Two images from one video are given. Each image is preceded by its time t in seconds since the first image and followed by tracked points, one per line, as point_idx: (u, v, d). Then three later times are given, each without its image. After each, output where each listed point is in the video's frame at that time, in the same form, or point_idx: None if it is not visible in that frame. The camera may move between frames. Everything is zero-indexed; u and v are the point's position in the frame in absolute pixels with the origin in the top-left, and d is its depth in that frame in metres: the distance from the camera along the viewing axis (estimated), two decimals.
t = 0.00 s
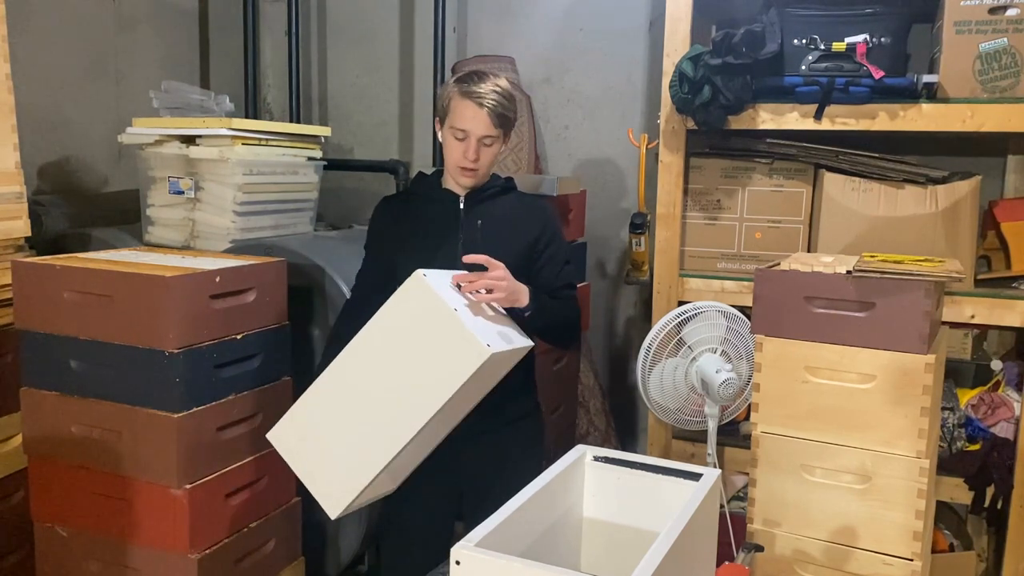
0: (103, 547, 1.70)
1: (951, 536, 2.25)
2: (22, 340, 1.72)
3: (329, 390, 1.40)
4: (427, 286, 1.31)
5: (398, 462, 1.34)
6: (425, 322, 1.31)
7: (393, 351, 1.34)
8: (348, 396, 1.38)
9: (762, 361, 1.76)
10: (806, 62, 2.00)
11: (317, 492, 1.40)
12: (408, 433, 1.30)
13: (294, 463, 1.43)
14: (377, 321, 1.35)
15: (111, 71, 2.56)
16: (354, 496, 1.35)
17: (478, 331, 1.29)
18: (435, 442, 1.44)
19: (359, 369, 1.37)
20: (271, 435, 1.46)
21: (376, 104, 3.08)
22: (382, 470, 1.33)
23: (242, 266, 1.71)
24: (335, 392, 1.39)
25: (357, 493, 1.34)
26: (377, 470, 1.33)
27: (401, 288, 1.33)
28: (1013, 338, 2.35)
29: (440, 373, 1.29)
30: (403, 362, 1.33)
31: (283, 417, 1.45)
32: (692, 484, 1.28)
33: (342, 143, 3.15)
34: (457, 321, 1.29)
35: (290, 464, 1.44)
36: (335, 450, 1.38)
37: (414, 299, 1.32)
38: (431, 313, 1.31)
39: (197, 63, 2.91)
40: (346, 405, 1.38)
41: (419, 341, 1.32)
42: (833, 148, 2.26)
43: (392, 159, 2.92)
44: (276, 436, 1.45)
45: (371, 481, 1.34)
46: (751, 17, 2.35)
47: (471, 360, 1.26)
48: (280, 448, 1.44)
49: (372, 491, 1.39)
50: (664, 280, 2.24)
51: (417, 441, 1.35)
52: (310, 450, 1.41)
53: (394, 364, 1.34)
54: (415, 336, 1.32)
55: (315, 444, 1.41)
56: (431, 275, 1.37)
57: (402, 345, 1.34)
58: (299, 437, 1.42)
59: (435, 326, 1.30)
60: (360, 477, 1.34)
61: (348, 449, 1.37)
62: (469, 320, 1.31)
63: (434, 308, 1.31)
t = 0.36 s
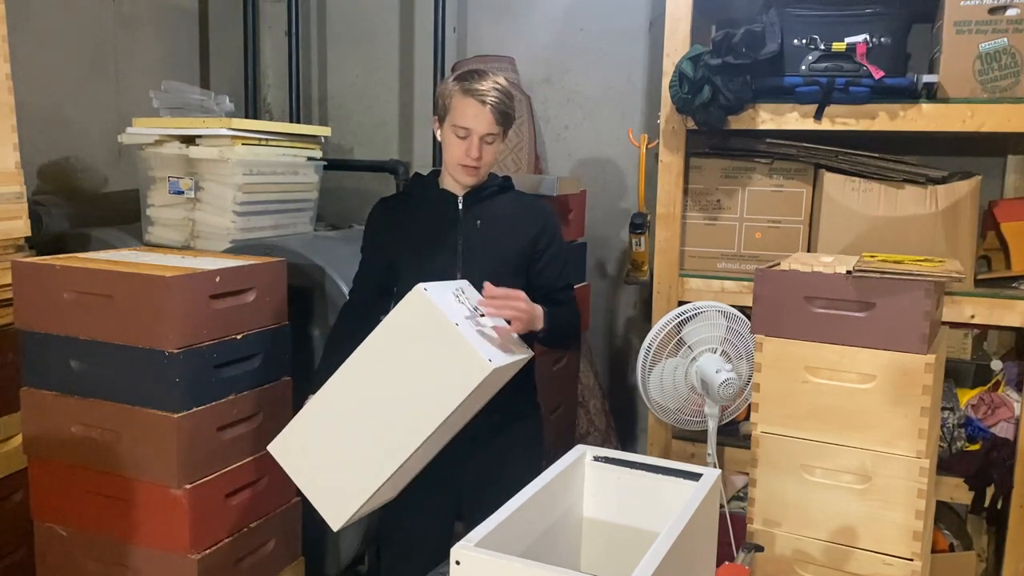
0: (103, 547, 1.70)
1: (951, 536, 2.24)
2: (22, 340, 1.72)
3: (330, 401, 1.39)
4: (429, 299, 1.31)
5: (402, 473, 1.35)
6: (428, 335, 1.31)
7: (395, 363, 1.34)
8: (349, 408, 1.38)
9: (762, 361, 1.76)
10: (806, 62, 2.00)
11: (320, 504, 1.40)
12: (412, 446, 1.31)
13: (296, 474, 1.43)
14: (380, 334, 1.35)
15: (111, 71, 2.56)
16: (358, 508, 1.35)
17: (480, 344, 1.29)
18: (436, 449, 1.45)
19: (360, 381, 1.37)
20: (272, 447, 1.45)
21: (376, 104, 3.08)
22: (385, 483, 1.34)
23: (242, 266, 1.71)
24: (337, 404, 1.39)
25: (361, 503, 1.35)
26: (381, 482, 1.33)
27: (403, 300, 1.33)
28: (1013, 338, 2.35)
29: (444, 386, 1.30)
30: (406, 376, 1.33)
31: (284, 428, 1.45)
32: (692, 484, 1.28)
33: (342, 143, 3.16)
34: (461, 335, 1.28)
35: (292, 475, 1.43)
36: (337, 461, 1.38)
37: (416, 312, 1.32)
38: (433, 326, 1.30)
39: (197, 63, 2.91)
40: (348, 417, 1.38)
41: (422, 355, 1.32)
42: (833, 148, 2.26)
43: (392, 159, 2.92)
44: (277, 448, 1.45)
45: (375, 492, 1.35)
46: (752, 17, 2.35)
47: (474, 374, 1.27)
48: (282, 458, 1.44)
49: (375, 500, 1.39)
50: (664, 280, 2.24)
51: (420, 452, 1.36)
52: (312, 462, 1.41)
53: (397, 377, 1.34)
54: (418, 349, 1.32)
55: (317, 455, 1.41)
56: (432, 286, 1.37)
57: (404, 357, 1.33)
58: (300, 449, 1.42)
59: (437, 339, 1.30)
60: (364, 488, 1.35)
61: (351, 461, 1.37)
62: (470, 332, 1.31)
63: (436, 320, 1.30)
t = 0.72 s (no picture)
0: (103, 546, 1.71)
1: (952, 536, 2.24)
2: (22, 340, 1.72)
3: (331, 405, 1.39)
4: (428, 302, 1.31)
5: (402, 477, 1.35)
6: (427, 339, 1.31)
7: (395, 366, 1.34)
8: (350, 412, 1.38)
9: (762, 361, 1.76)
10: (806, 62, 2.00)
11: (321, 508, 1.40)
12: (412, 449, 1.31)
13: (297, 479, 1.43)
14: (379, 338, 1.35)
15: (111, 71, 2.56)
16: (359, 513, 1.35)
17: (479, 344, 1.29)
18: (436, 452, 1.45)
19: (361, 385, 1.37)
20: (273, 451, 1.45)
21: (376, 104, 3.08)
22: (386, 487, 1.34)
23: (242, 266, 1.71)
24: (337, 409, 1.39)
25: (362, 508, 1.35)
26: (381, 486, 1.34)
27: (402, 304, 1.33)
28: (1013, 338, 2.35)
29: (443, 390, 1.30)
30: (406, 380, 1.33)
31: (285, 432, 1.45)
32: (692, 484, 1.28)
33: (342, 143, 3.16)
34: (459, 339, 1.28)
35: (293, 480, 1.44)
36: (338, 465, 1.39)
37: (415, 314, 1.32)
38: (431, 328, 1.30)
39: (197, 63, 2.91)
40: (349, 422, 1.38)
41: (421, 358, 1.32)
42: (833, 148, 2.26)
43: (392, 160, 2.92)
44: (278, 452, 1.45)
45: (376, 497, 1.35)
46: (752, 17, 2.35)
47: (472, 375, 1.27)
48: (283, 463, 1.44)
49: (376, 505, 1.39)
50: (664, 280, 2.24)
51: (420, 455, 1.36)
52: (313, 466, 1.41)
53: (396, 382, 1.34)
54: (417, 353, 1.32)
55: (318, 459, 1.41)
56: (432, 289, 1.37)
57: (404, 362, 1.33)
58: (302, 454, 1.42)
59: (436, 343, 1.30)
60: (364, 492, 1.35)
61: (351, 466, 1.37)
62: (470, 333, 1.31)
63: (435, 324, 1.30)
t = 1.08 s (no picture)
0: (103, 546, 1.70)
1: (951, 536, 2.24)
2: (22, 340, 1.72)
3: (334, 408, 1.39)
4: (437, 310, 1.30)
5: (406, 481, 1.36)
6: (436, 346, 1.31)
7: (401, 372, 1.34)
8: (353, 415, 1.38)
9: (762, 361, 1.76)
10: (806, 62, 2.00)
11: (323, 510, 1.41)
12: (418, 456, 1.32)
13: (299, 480, 1.43)
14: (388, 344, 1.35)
15: (110, 71, 2.56)
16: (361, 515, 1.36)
17: (488, 355, 1.30)
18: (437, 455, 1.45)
19: (366, 389, 1.37)
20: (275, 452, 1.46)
21: (376, 103, 3.08)
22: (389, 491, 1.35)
23: (242, 266, 1.71)
24: (341, 412, 1.39)
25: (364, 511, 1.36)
26: (384, 490, 1.34)
27: (411, 310, 1.32)
28: (1013, 338, 2.36)
29: (451, 397, 1.30)
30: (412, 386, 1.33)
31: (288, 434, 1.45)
32: (693, 484, 1.28)
33: (342, 143, 3.16)
34: (468, 347, 1.28)
35: (295, 480, 1.44)
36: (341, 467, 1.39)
37: (423, 322, 1.31)
38: (440, 337, 1.30)
39: (197, 63, 2.91)
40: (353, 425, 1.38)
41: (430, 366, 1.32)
42: (833, 148, 2.27)
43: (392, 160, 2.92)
44: (280, 453, 1.45)
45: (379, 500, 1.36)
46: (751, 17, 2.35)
47: (481, 386, 1.27)
48: (285, 464, 1.44)
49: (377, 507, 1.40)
50: (664, 281, 2.24)
51: (424, 461, 1.37)
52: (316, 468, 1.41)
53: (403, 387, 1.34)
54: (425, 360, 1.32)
55: (321, 462, 1.41)
56: (440, 295, 1.36)
57: (412, 367, 1.33)
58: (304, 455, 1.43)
59: (445, 350, 1.30)
60: (368, 496, 1.36)
61: (354, 469, 1.38)
62: (478, 343, 1.31)
63: (444, 331, 1.30)
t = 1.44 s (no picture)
0: (103, 547, 1.70)
1: (952, 536, 2.24)
2: (22, 340, 1.72)
3: (337, 408, 1.39)
4: (441, 309, 1.30)
5: (409, 481, 1.36)
6: (439, 346, 1.31)
7: (404, 372, 1.34)
8: (356, 415, 1.38)
9: (762, 361, 1.76)
10: (806, 62, 2.00)
11: (325, 510, 1.41)
12: (421, 456, 1.32)
13: (301, 480, 1.43)
14: (391, 343, 1.35)
15: (110, 71, 2.56)
16: (363, 515, 1.36)
17: (492, 354, 1.30)
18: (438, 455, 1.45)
19: (369, 389, 1.37)
20: (277, 452, 1.46)
21: (376, 103, 3.08)
22: (392, 491, 1.35)
23: (242, 266, 1.71)
24: (343, 412, 1.39)
25: (366, 512, 1.36)
26: (387, 490, 1.34)
27: (414, 310, 1.32)
28: (1013, 338, 2.36)
29: (455, 397, 1.30)
30: (415, 386, 1.33)
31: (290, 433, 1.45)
32: (693, 484, 1.28)
33: (342, 143, 3.16)
34: (471, 347, 1.28)
35: (297, 480, 1.44)
36: (343, 468, 1.39)
37: (427, 321, 1.31)
38: (443, 336, 1.30)
39: (197, 63, 2.91)
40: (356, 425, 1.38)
41: (433, 365, 1.32)
42: (833, 148, 2.27)
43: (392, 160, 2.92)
44: (282, 454, 1.45)
45: (381, 500, 1.36)
46: (751, 17, 2.35)
47: (485, 384, 1.28)
48: (286, 465, 1.44)
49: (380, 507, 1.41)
50: (664, 281, 2.24)
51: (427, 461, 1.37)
52: (318, 469, 1.42)
53: (406, 387, 1.34)
54: (428, 359, 1.32)
55: (323, 462, 1.41)
56: (443, 294, 1.36)
57: (415, 367, 1.33)
58: (306, 455, 1.43)
59: (448, 350, 1.30)
60: (370, 497, 1.36)
61: (356, 469, 1.38)
62: (482, 342, 1.31)
63: (447, 331, 1.30)
